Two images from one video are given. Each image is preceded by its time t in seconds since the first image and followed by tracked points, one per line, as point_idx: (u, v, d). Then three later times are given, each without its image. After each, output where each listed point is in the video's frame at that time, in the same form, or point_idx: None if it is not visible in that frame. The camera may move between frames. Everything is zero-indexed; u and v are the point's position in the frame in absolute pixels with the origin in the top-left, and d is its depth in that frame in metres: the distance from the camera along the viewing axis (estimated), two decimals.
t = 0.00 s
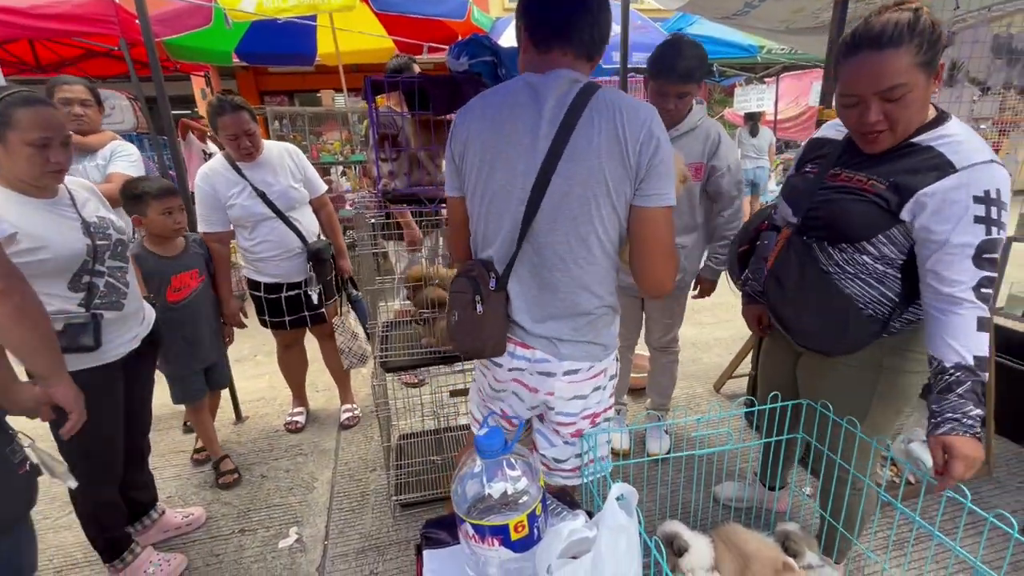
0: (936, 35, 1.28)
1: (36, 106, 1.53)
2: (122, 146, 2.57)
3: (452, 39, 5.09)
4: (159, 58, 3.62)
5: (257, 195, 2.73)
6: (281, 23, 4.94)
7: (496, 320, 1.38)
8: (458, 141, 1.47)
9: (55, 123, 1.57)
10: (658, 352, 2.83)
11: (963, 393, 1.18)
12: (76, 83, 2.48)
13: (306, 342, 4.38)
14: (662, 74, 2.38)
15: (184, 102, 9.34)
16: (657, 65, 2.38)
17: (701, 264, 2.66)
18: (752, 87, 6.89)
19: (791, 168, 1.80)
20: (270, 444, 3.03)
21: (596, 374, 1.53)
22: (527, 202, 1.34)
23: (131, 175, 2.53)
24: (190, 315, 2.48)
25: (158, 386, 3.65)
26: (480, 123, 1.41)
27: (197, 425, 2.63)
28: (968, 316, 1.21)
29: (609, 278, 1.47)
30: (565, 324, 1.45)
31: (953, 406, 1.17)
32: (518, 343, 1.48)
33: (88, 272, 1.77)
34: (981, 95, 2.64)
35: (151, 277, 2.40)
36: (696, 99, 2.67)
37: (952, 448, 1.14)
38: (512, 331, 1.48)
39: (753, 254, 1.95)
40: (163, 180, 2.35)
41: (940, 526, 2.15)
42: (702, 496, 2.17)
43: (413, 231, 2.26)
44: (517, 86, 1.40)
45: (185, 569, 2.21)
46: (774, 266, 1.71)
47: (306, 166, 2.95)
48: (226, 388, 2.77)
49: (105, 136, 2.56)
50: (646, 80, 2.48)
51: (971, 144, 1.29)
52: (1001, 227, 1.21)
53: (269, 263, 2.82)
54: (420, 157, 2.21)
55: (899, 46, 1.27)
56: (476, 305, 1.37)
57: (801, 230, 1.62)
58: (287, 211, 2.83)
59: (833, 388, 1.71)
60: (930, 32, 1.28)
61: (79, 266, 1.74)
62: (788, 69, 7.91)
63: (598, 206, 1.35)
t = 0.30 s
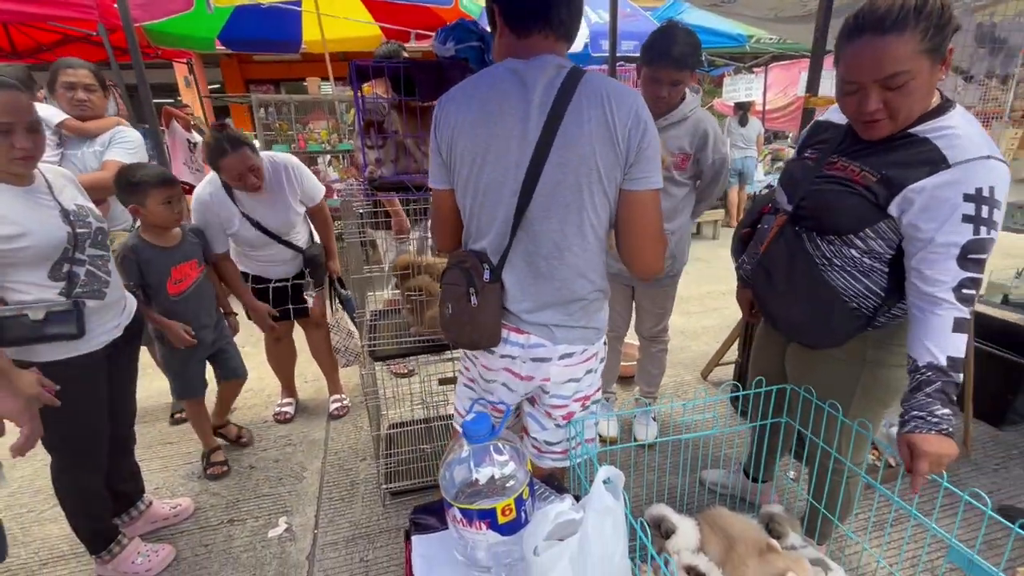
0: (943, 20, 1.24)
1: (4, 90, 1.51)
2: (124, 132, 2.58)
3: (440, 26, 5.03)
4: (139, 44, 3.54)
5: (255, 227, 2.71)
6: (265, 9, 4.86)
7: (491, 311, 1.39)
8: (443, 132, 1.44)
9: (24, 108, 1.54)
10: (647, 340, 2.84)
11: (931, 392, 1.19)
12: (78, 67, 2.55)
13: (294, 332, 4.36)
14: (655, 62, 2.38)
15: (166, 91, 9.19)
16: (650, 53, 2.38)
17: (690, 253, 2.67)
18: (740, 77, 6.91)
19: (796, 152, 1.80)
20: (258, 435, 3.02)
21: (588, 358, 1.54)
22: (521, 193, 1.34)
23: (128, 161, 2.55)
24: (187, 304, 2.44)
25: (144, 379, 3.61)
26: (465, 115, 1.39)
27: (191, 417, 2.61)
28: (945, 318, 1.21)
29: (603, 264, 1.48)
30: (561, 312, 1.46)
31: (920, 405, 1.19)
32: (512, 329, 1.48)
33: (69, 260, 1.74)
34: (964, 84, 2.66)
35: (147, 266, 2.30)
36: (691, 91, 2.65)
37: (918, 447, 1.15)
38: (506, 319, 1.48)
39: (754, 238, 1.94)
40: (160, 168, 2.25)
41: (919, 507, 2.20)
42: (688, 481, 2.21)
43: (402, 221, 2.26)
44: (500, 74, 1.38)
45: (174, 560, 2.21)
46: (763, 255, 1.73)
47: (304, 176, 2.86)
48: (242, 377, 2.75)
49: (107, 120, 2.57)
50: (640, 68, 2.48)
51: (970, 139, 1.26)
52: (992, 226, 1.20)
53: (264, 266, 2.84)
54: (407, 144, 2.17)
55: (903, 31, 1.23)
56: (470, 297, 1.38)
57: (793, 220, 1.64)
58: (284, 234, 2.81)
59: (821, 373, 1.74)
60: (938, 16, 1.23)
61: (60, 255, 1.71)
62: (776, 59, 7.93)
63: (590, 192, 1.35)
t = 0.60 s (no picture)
0: (932, 11, 1.24)
1: None
2: (122, 121, 2.55)
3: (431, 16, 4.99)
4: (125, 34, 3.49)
5: (256, 249, 2.71)
6: None
7: (484, 294, 1.38)
8: (436, 114, 1.40)
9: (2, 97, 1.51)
10: (640, 331, 2.86)
11: (896, 384, 1.24)
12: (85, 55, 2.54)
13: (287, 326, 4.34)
14: (648, 53, 2.37)
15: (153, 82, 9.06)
16: (643, 45, 2.38)
17: (684, 244, 2.68)
18: (733, 68, 6.91)
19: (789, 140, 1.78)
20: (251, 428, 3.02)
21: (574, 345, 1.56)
22: (523, 174, 1.33)
23: (123, 154, 2.52)
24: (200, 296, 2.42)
25: (135, 373, 3.59)
26: (463, 94, 1.34)
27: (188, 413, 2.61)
28: (911, 312, 1.25)
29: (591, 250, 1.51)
30: (551, 298, 1.48)
31: (884, 395, 1.25)
32: (500, 318, 1.48)
33: (45, 254, 1.72)
34: (953, 74, 2.67)
35: (159, 258, 2.29)
36: (687, 82, 2.61)
37: (886, 440, 1.22)
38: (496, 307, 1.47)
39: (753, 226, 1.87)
40: (165, 155, 2.22)
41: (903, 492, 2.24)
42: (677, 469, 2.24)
43: (396, 211, 2.27)
44: (498, 55, 1.35)
45: (168, 551, 2.21)
46: (749, 246, 1.75)
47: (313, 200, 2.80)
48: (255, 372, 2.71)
49: (110, 110, 2.54)
50: (633, 60, 2.47)
51: (953, 133, 1.27)
52: (966, 223, 1.22)
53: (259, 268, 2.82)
54: (397, 133, 2.15)
55: (891, 21, 1.23)
56: (464, 281, 1.35)
57: (781, 210, 1.65)
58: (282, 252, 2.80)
59: (807, 361, 1.77)
60: (926, 8, 1.23)
61: (37, 248, 1.69)
62: (768, 50, 7.94)
63: (588, 174, 1.37)
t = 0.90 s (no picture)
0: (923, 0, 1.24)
1: None
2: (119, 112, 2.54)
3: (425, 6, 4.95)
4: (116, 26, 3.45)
5: (258, 245, 2.71)
6: None
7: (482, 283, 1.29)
8: (423, 92, 1.29)
9: None
10: (637, 321, 2.88)
11: (840, 364, 1.39)
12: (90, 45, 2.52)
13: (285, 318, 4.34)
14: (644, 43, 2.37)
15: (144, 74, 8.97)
16: (638, 35, 2.37)
17: (681, 236, 2.69)
18: (728, 59, 6.91)
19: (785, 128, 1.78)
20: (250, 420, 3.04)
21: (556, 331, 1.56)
22: (520, 157, 1.29)
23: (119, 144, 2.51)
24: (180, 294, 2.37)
25: (133, 367, 3.60)
26: (454, 73, 1.28)
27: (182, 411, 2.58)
28: (860, 299, 1.35)
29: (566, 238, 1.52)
30: (539, 284, 1.45)
31: (831, 376, 1.39)
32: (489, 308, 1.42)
33: (17, 250, 1.69)
34: (946, 63, 2.69)
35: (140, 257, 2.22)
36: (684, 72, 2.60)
37: (821, 414, 1.41)
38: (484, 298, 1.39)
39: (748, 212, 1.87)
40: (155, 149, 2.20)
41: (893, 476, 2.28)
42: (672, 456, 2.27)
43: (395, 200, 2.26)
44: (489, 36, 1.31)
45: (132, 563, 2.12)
46: (742, 235, 1.76)
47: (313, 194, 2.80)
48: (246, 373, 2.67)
49: (108, 101, 2.54)
50: (628, 50, 2.47)
51: (935, 129, 1.29)
52: (933, 216, 1.26)
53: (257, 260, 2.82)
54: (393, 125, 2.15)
55: (884, 12, 1.24)
56: (463, 266, 1.27)
57: (773, 199, 1.66)
58: (281, 247, 2.79)
59: (797, 349, 1.79)
60: None
61: (7, 244, 1.66)
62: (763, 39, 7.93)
63: (577, 156, 1.37)
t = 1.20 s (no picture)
0: None
1: None
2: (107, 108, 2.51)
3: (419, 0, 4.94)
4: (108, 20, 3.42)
5: (257, 243, 2.69)
6: None
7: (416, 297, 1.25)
8: (328, 112, 1.22)
9: None
10: (633, 315, 2.89)
11: (811, 349, 1.43)
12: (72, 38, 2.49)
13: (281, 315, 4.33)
14: (639, 37, 2.38)
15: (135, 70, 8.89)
16: (634, 28, 2.38)
17: (676, 231, 2.69)
18: (722, 53, 6.91)
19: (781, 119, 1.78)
20: (246, 416, 3.03)
21: (516, 321, 1.47)
22: (434, 169, 1.22)
23: (110, 141, 2.51)
24: (182, 293, 2.32)
25: (128, 364, 3.58)
26: (356, 88, 1.20)
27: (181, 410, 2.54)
28: (838, 288, 1.38)
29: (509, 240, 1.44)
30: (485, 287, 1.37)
31: (803, 360, 1.44)
32: (436, 313, 1.34)
33: None
34: (938, 56, 2.71)
35: (140, 256, 2.19)
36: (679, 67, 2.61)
37: (791, 397, 1.48)
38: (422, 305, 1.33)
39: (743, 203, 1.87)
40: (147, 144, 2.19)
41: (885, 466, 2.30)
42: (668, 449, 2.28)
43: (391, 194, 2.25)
44: (388, 43, 1.22)
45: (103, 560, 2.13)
46: (738, 227, 1.76)
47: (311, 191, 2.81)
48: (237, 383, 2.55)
49: (96, 97, 2.52)
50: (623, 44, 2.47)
51: (927, 123, 1.30)
52: (917, 212, 1.28)
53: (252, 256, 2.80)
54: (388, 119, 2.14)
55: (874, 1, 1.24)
56: (394, 284, 1.22)
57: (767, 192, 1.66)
58: (280, 245, 2.78)
59: (791, 341, 1.79)
60: None
61: None
62: (757, 34, 7.94)
63: (495, 158, 1.27)
